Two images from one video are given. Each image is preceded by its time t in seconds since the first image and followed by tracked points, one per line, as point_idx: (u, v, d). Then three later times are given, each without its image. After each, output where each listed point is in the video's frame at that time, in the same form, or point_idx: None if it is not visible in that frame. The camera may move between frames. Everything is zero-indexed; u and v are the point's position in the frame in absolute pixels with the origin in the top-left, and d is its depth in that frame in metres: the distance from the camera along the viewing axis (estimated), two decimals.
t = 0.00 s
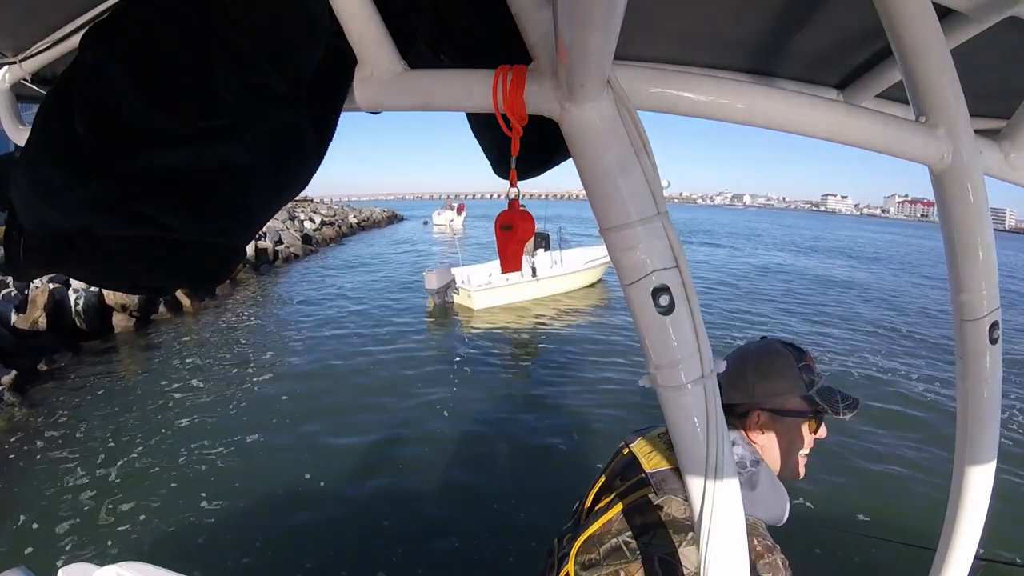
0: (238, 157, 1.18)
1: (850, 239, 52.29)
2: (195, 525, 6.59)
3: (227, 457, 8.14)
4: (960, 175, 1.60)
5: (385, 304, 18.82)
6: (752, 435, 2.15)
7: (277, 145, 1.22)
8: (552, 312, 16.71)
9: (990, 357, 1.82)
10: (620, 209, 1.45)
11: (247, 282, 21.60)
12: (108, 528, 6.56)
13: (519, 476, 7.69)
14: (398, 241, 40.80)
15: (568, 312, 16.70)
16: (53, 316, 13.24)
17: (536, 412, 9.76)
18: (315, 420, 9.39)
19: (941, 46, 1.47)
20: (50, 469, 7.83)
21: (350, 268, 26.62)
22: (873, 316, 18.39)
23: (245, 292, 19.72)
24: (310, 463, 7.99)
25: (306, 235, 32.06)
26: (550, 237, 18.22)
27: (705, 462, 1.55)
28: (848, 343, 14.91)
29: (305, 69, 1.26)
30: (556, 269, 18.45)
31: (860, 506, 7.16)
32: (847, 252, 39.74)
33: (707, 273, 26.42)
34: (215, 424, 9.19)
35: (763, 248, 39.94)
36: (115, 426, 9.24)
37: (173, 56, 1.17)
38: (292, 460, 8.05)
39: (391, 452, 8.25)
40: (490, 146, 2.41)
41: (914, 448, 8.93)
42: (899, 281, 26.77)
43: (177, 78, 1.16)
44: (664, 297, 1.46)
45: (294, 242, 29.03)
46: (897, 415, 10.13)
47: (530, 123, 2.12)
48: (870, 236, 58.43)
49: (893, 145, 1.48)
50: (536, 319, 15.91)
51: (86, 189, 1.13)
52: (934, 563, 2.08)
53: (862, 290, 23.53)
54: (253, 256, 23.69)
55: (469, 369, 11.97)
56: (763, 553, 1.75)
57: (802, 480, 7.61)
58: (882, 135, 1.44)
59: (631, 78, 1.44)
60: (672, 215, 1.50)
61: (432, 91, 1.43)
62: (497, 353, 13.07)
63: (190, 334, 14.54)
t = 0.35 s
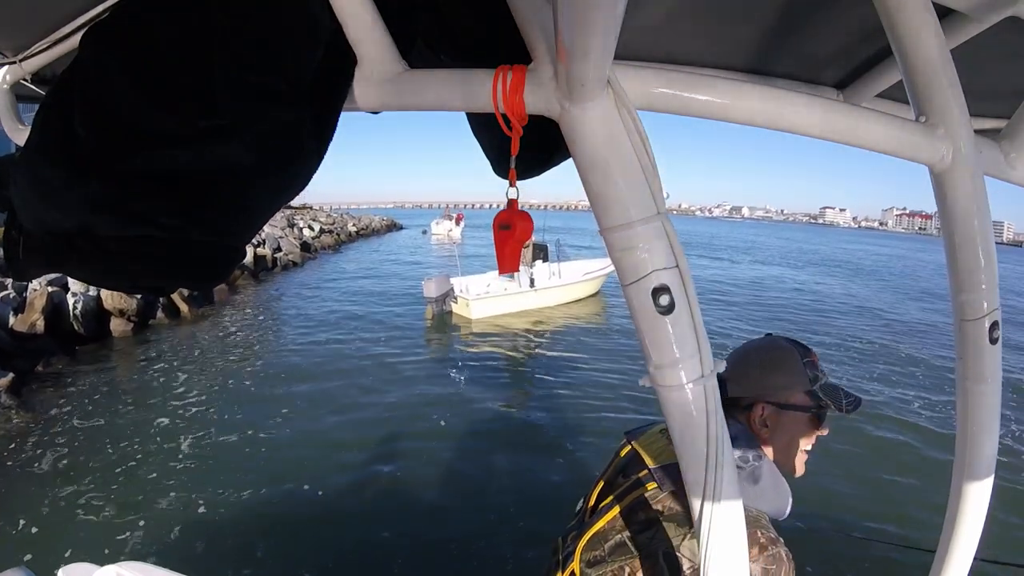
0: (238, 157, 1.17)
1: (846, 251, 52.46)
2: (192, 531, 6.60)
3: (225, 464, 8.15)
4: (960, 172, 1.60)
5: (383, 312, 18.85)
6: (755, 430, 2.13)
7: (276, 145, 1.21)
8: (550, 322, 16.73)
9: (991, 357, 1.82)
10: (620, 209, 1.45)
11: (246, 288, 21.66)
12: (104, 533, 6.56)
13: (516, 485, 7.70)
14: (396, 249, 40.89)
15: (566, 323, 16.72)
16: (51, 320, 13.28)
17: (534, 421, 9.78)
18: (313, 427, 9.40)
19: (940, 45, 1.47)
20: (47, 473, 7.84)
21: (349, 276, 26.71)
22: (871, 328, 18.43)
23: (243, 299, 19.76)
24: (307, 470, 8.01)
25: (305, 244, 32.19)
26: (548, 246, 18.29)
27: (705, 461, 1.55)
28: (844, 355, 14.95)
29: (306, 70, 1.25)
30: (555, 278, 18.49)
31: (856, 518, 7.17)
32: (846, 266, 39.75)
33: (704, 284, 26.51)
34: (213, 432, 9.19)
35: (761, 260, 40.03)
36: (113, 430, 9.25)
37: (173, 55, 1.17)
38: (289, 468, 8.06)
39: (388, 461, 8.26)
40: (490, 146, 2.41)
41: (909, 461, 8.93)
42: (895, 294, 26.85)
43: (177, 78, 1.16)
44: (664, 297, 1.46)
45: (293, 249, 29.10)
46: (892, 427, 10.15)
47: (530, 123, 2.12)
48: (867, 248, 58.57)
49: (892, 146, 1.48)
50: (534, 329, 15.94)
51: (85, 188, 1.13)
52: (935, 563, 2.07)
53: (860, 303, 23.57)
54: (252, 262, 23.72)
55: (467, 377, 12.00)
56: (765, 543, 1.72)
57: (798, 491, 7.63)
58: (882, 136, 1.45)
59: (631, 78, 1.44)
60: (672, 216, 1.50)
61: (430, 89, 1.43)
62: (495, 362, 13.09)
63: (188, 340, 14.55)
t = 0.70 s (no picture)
0: (239, 157, 1.17)
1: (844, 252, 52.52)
2: (191, 533, 6.59)
3: (224, 465, 8.14)
4: (960, 172, 1.60)
5: (382, 313, 18.85)
6: (786, 448, 2.04)
7: (276, 145, 1.21)
8: (548, 324, 16.71)
9: (991, 358, 1.82)
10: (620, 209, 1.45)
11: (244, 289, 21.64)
12: (102, 536, 6.54)
13: (514, 486, 7.70)
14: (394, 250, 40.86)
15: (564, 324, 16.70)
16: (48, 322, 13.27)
17: (532, 423, 9.78)
18: (312, 428, 9.40)
19: (941, 45, 1.47)
20: (44, 476, 7.81)
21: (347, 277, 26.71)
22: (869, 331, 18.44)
23: (242, 300, 19.75)
24: (306, 471, 8.01)
25: (303, 245, 32.18)
26: (546, 248, 18.28)
27: (706, 460, 1.55)
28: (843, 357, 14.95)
29: (306, 69, 1.25)
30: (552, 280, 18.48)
31: (855, 519, 7.17)
32: (843, 268, 39.79)
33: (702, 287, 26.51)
34: (212, 433, 9.18)
35: (759, 262, 40.06)
36: (111, 433, 9.23)
37: (173, 55, 1.17)
38: (288, 470, 8.05)
39: (386, 462, 8.26)
40: (490, 146, 2.41)
41: (908, 463, 8.93)
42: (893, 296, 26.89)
43: (177, 78, 1.16)
44: (664, 297, 1.46)
45: (291, 249, 29.08)
46: (891, 428, 10.16)
47: (530, 123, 2.12)
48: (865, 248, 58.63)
49: (891, 146, 1.48)
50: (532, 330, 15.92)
51: (85, 188, 1.13)
52: (935, 564, 2.07)
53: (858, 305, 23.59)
54: (249, 263, 23.70)
55: (465, 378, 12.00)
56: (763, 551, 1.71)
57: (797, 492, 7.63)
58: (883, 136, 1.45)
59: (631, 78, 1.44)
60: (672, 216, 1.49)
61: (430, 88, 1.43)
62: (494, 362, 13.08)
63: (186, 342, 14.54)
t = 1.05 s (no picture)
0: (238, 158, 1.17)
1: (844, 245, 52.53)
2: (190, 533, 6.57)
3: (224, 464, 8.13)
4: (961, 174, 1.60)
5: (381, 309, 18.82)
6: (794, 452, 2.05)
7: (276, 146, 1.22)
8: (547, 317, 16.71)
9: (990, 359, 1.82)
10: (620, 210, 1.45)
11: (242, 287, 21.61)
12: (102, 537, 6.50)
13: (514, 481, 7.70)
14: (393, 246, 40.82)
15: (563, 318, 16.69)
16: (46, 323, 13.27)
17: (531, 417, 9.76)
18: (311, 426, 9.39)
19: (941, 46, 1.47)
20: (43, 478, 7.77)
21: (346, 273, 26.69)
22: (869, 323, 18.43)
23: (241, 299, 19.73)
24: (305, 469, 7.99)
25: (302, 241, 32.15)
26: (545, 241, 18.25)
27: (706, 460, 1.55)
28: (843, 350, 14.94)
29: (306, 69, 1.25)
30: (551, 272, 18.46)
31: (855, 512, 7.18)
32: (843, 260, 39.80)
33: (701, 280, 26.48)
34: (212, 432, 9.16)
35: (758, 255, 40.04)
36: (111, 433, 9.21)
37: (174, 55, 1.17)
38: (288, 467, 8.05)
39: (386, 458, 8.25)
40: (490, 146, 2.41)
41: (908, 456, 8.92)
42: (892, 287, 26.87)
43: (177, 78, 1.16)
44: (664, 297, 1.46)
45: (289, 246, 29.03)
46: (892, 422, 10.15)
47: (531, 122, 2.12)
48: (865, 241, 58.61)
49: (893, 146, 1.48)
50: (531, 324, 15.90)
51: (86, 188, 1.14)
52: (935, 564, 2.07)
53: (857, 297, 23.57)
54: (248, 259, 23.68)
55: (465, 373, 11.99)
56: (764, 551, 1.70)
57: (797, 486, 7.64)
58: (884, 136, 1.45)
59: (631, 78, 1.44)
60: (672, 216, 1.50)
61: (431, 90, 1.43)
62: (493, 357, 13.07)
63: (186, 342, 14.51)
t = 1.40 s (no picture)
0: (238, 159, 1.17)
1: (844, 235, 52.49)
2: (191, 531, 6.56)
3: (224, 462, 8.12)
4: (960, 174, 1.60)
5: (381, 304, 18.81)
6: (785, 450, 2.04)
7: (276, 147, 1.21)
8: (547, 309, 16.69)
9: (989, 358, 1.82)
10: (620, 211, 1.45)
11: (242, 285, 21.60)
12: (101, 538, 6.49)
13: (514, 474, 7.70)
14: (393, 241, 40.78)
15: (563, 310, 16.68)
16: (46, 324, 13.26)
17: (531, 410, 9.76)
18: (311, 422, 9.39)
19: (940, 46, 1.47)
20: (42, 479, 7.75)
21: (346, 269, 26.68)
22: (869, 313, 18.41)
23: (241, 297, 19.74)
24: (306, 465, 7.99)
25: (301, 238, 32.13)
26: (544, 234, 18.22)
27: (706, 459, 1.54)
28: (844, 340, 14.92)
29: (307, 69, 1.25)
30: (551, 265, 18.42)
31: (856, 503, 7.19)
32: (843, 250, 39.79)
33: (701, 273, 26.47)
34: (212, 430, 9.16)
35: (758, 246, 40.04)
36: (111, 434, 9.20)
37: (174, 55, 1.16)
38: (288, 463, 8.06)
39: (386, 453, 8.25)
40: (490, 147, 2.42)
41: (910, 446, 8.91)
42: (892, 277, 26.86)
43: (177, 78, 1.15)
44: (664, 297, 1.46)
45: (288, 242, 29.01)
46: (893, 412, 10.14)
47: (531, 123, 2.12)
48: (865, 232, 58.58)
49: (893, 146, 1.48)
50: (531, 317, 15.88)
51: (88, 189, 1.14)
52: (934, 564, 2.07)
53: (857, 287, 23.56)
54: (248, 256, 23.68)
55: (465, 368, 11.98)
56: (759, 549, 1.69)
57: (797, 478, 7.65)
58: (884, 136, 1.45)
59: (631, 77, 1.44)
60: (672, 215, 1.50)
61: (432, 91, 1.43)
62: (493, 351, 13.06)
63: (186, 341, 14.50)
